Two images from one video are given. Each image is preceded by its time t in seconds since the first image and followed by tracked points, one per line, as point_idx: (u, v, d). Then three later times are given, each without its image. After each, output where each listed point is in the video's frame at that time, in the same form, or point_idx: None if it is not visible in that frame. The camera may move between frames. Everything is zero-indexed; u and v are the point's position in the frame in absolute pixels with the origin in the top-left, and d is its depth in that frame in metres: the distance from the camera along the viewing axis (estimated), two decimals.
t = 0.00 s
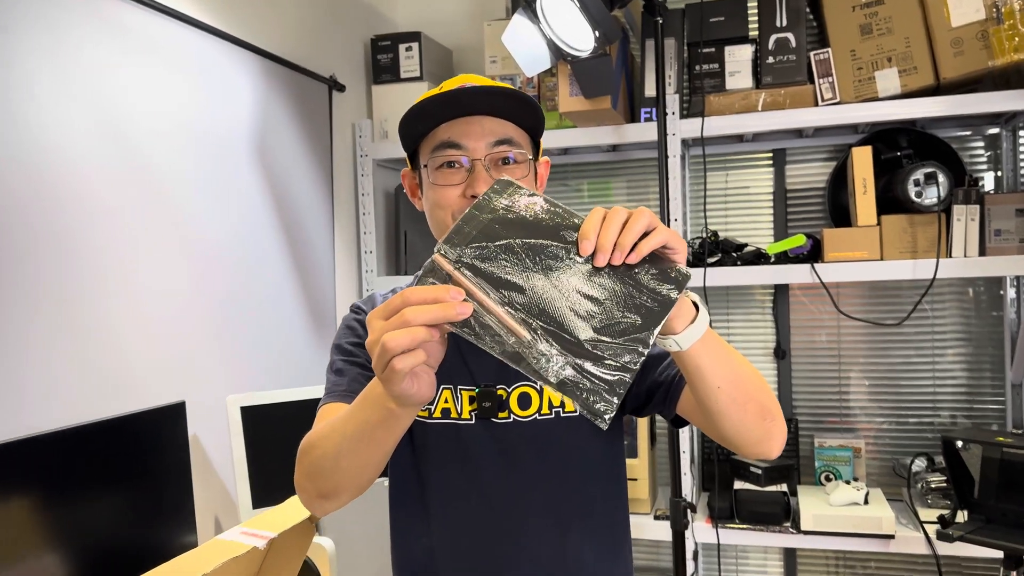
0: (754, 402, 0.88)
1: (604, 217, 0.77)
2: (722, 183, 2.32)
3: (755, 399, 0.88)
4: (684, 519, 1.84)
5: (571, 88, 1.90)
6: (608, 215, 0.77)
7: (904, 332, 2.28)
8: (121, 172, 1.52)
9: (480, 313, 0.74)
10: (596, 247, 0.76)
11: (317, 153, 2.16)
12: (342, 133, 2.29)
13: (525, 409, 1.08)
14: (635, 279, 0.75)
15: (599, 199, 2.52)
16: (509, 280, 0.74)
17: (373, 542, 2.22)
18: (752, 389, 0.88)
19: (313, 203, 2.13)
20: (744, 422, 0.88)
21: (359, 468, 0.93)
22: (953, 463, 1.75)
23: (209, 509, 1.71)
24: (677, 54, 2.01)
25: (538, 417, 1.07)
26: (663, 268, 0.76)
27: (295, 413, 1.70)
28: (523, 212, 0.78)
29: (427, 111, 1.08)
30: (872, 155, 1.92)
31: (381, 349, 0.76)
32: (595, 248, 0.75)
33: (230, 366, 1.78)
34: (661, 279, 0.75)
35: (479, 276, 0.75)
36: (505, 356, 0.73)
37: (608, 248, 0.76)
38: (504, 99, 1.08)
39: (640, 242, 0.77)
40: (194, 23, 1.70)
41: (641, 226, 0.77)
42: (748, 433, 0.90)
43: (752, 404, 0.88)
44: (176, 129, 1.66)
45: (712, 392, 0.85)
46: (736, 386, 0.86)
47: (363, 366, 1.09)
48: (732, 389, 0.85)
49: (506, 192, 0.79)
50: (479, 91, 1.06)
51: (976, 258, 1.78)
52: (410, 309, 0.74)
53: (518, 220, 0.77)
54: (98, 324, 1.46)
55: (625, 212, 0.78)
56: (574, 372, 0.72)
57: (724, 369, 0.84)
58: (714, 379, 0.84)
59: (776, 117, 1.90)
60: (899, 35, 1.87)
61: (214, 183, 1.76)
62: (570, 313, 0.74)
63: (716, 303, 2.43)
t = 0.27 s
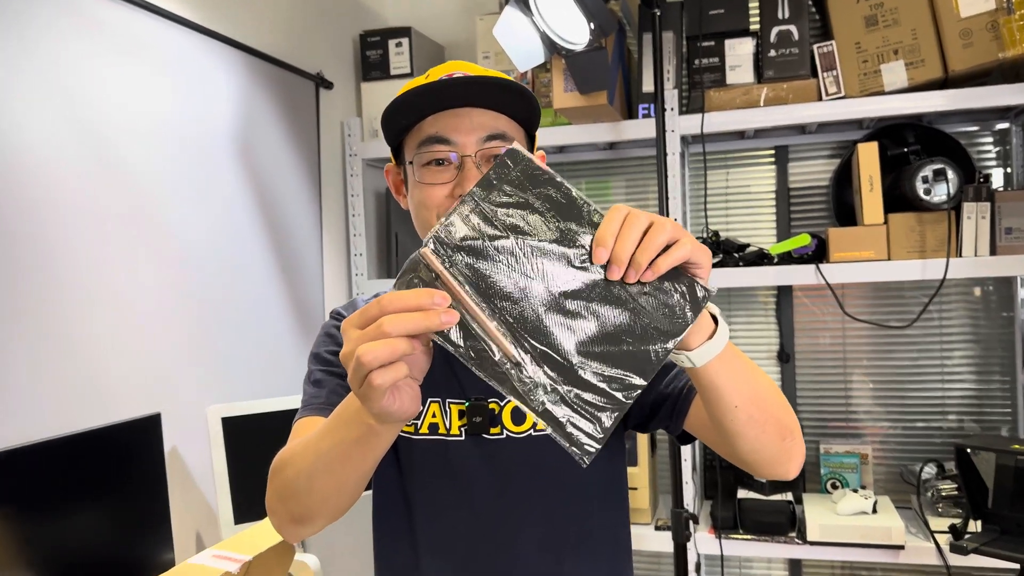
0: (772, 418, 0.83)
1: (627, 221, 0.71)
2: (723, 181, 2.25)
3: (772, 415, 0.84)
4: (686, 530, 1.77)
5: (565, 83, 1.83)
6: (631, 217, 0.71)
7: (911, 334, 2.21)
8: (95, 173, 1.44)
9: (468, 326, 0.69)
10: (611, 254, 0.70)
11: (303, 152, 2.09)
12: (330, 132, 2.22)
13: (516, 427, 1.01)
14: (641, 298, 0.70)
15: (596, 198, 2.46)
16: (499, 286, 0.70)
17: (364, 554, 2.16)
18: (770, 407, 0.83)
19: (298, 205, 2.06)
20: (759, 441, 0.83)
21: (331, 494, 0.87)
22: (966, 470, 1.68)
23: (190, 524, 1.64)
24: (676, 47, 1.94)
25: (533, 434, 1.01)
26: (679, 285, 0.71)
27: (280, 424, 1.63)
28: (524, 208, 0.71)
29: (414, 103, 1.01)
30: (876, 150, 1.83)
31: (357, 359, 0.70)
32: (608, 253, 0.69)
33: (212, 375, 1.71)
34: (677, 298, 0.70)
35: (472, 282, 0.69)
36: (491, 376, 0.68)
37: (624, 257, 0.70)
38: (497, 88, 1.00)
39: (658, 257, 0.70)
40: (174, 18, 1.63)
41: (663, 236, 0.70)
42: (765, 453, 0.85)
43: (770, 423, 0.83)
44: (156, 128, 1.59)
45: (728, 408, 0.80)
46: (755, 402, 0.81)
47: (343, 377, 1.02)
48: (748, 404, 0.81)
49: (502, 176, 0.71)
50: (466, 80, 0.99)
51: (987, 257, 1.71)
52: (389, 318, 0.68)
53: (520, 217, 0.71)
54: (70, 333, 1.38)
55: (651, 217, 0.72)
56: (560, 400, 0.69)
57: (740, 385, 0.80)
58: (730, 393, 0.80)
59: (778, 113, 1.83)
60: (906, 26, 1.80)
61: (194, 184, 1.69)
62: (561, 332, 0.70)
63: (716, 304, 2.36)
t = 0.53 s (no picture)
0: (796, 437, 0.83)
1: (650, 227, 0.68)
2: (723, 179, 2.19)
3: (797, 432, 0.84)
4: (690, 540, 1.70)
5: (560, 76, 1.76)
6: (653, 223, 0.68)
7: (917, 334, 2.15)
8: (70, 170, 1.37)
9: (466, 346, 0.65)
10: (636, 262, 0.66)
11: (289, 149, 2.02)
12: (318, 129, 2.15)
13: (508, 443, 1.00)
14: (658, 315, 0.67)
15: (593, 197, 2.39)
16: (499, 304, 0.66)
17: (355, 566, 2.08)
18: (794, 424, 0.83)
19: (284, 204, 1.99)
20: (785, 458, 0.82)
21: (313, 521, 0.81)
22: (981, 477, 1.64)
23: (171, 539, 1.56)
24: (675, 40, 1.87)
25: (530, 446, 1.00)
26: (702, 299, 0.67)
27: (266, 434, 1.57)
28: (530, 210, 0.67)
29: (404, 91, 0.94)
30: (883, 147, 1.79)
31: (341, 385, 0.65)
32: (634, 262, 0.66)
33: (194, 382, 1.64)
34: (703, 320, 0.67)
35: (467, 297, 0.65)
36: (488, 406, 0.64)
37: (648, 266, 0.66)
38: (498, 80, 0.94)
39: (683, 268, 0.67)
40: (151, 8, 1.56)
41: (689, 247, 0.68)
42: (789, 473, 0.86)
43: (796, 441, 0.82)
44: (132, 124, 1.51)
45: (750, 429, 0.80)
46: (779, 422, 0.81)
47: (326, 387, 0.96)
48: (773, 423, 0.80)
49: (505, 175, 0.68)
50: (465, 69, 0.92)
51: (998, 256, 1.66)
52: (374, 338, 0.65)
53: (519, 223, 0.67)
54: (42, 340, 1.30)
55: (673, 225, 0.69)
56: (564, 434, 0.64)
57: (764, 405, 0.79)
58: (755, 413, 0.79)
59: (782, 107, 1.77)
60: (913, 17, 1.74)
61: (175, 184, 1.62)
62: (566, 351, 0.66)
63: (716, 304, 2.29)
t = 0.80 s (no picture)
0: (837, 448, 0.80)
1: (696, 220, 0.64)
2: (711, 157, 2.10)
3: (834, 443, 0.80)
4: (678, 534, 1.62)
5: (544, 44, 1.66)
6: (698, 222, 0.64)
7: (909, 319, 2.09)
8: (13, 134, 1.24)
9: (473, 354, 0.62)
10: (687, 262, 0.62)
11: (254, 122, 1.90)
12: (286, 101, 2.03)
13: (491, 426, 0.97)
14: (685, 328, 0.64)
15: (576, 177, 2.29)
16: (520, 306, 0.63)
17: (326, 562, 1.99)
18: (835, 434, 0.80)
19: (248, 181, 1.86)
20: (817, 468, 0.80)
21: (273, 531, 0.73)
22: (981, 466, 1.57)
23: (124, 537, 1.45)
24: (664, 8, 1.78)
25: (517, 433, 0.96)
26: (734, 305, 0.65)
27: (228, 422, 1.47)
28: (552, 200, 0.63)
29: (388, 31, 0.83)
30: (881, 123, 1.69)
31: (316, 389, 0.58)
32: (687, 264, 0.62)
33: (150, 369, 1.52)
34: (733, 331, 0.65)
35: (484, 302, 0.62)
36: (493, 421, 0.62)
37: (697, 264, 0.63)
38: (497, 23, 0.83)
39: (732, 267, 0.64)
40: None
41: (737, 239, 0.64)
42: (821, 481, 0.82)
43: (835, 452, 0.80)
44: (81, 85, 1.38)
45: (790, 436, 0.77)
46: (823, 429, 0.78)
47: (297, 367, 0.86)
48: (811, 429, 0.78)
49: (533, 156, 0.62)
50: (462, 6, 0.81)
51: (998, 236, 1.59)
52: (362, 339, 0.58)
53: (541, 214, 0.63)
54: None
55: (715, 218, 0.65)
56: (575, 449, 0.63)
57: (810, 414, 0.76)
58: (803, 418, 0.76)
59: (776, 80, 1.68)
60: None
61: (133, 154, 1.50)
62: (582, 362, 0.64)
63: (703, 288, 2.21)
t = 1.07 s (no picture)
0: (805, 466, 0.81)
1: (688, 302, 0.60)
2: (715, 161, 2.18)
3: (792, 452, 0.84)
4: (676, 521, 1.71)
5: (552, 56, 1.75)
6: (687, 302, 0.60)
7: (906, 318, 2.16)
8: (55, 145, 1.36)
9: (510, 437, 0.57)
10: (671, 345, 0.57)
11: (277, 127, 2.01)
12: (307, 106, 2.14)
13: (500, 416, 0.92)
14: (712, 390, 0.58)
15: (584, 179, 2.38)
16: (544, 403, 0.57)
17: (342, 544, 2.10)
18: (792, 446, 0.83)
19: (271, 182, 1.97)
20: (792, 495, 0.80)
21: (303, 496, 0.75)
22: (964, 459, 1.64)
23: (156, 515, 1.57)
24: (666, 19, 1.86)
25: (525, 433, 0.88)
26: (750, 372, 0.59)
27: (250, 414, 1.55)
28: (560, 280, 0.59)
29: (393, 73, 0.91)
30: (874, 131, 1.78)
31: (352, 353, 0.66)
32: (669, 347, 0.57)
33: (181, 360, 1.64)
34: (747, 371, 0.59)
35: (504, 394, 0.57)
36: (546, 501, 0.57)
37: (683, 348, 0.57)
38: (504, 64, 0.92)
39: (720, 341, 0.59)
40: None
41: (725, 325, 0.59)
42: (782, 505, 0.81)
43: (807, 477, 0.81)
44: (119, 98, 1.50)
45: (771, 472, 0.75)
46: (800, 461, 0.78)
47: (318, 363, 0.92)
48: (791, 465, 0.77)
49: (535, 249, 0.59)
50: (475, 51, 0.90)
51: (985, 240, 1.66)
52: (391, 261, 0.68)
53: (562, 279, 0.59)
54: (28, 316, 1.30)
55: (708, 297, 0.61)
56: (618, 516, 0.57)
57: (790, 447, 0.75)
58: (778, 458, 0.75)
59: (774, 89, 1.76)
60: None
61: (164, 160, 1.61)
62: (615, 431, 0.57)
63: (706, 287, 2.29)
